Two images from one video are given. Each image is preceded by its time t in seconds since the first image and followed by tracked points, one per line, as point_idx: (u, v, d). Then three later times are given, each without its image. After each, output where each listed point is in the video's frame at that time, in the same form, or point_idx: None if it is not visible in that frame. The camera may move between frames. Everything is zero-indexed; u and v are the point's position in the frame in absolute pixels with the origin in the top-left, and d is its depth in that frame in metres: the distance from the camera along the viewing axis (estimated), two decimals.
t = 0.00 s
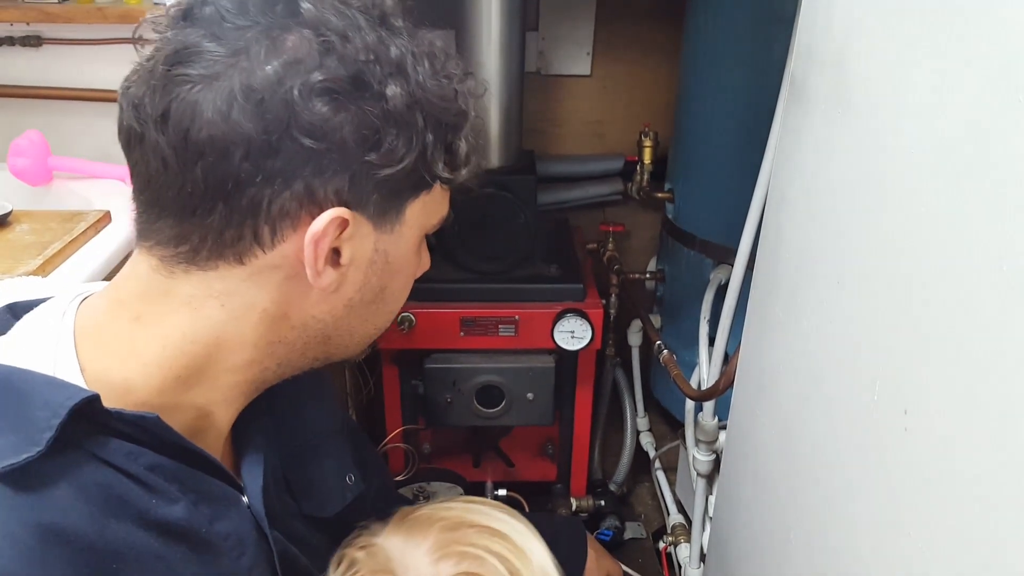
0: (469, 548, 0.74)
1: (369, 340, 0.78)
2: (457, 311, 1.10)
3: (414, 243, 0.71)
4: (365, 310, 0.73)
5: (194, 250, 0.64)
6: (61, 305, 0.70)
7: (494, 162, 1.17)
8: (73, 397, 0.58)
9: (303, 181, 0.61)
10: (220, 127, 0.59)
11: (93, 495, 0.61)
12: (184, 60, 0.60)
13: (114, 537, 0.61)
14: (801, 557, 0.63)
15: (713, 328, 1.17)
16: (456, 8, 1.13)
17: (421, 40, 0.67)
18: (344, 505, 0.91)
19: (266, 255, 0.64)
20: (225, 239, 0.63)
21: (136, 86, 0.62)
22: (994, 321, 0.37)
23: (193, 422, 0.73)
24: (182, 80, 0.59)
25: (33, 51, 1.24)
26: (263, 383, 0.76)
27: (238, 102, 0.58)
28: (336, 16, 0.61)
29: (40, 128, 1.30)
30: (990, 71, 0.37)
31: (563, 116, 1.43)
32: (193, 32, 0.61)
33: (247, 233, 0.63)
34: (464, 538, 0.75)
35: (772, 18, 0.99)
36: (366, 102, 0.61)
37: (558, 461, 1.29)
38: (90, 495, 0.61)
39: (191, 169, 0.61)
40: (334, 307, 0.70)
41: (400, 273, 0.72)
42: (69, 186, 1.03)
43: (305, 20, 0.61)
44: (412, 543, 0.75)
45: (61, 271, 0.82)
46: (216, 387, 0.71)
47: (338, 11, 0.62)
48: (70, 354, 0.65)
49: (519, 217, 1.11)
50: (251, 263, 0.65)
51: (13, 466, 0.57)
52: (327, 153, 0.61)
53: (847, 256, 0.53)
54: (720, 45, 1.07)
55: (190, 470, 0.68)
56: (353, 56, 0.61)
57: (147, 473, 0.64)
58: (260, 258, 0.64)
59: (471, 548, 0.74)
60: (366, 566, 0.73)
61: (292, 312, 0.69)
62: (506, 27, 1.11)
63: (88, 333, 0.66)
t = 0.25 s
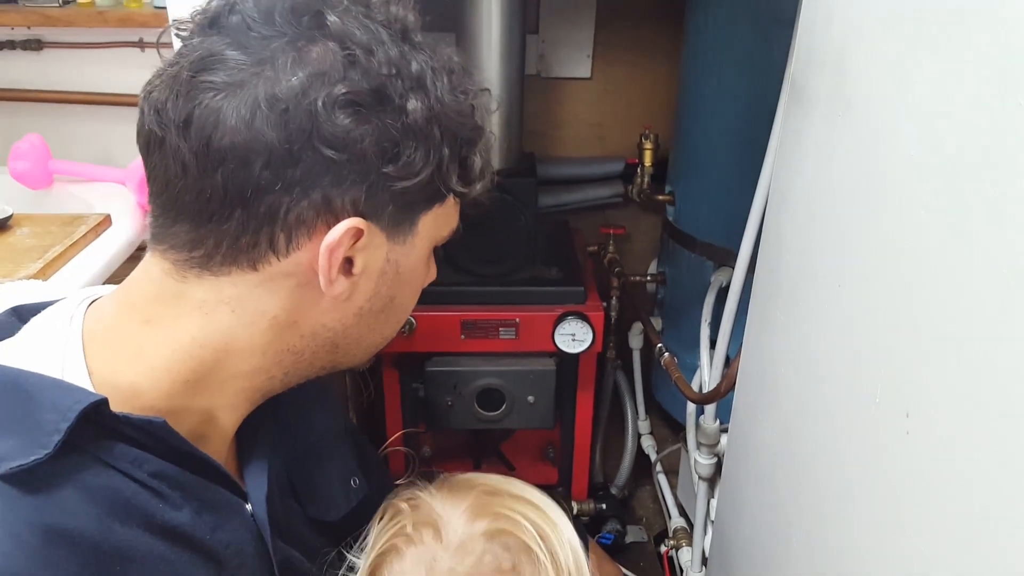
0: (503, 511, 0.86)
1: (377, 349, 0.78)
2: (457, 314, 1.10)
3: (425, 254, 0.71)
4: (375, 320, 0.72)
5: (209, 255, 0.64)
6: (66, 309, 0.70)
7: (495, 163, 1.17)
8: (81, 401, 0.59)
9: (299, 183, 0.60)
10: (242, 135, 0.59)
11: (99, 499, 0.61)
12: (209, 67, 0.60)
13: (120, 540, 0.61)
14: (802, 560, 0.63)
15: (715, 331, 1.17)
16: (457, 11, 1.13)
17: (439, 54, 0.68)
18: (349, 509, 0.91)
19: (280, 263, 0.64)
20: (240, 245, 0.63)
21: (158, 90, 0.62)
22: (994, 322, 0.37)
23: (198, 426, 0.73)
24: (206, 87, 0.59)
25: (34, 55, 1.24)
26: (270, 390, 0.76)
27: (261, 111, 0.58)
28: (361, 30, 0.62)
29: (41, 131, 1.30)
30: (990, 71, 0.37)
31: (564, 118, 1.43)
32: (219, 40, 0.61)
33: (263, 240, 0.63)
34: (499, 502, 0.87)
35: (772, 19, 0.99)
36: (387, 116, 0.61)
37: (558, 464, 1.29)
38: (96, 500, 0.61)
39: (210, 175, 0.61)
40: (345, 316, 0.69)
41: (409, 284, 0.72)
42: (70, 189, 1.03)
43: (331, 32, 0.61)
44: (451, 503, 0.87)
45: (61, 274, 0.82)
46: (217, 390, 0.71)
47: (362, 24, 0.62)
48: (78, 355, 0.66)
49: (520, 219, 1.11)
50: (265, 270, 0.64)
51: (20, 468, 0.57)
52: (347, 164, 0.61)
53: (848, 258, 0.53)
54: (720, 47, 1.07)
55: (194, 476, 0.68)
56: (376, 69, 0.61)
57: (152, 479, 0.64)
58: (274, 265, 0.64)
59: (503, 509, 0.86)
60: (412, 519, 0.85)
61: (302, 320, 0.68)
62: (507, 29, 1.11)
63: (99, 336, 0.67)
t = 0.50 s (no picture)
0: (507, 508, 0.86)
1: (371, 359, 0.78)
2: (458, 317, 1.10)
3: (418, 266, 0.71)
4: (367, 330, 0.72)
5: (202, 260, 0.64)
6: (59, 313, 0.70)
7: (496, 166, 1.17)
8: (67, 406, 0.59)
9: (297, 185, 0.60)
10: (238, 142, 0.58)
11: (86, 505, 0.62)
12: (207, 72, 0.60)
13: (106, 546, 0.62)
14: (803, 565, 0.63)
15: (715, 334, 1.17)
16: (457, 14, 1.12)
17: (442, 65, 0.68)
18: (346, 511, 0.92)
19: (272, 270, 0.64)
20: (232, 251, 0.63)
21: (155, 94, 0.62)
22: (994, 324, 0.36)
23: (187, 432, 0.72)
24: (203, 93, 0.59)
25: (34, 56, 1.24)
26: (262, 396, 0.76)
27: (258, 118, 0.58)
28: (363, 39, 0.61)
29: (41, 133, 1.30)
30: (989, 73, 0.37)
31: (564, 121, 1.43)
32: (219, 46, 0.60)
33: (255, 247, 0.62)
34: (503, 499, 0.88)
35: (774, 22, 0.98)
36: (384, 127, 0.61)
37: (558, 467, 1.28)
38: (82, 505, 0.61)
39: (205, 180, 0.61)
40: (336, 326, 0.69)
41: (402, 295, 0.72)
42: (70, 192, 1.03)
43: (331, 40, 0.61)
44: (455, 503, 0.88)
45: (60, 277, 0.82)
46: (219, 394, 0.71)
47: (363, 33, 0.62)
48: (65, 362, 0.65)
49: (521, 222, 1.11)
50: (256, 278, 0.64)
51: (5, 473, 0.57)
52: (343, 174, 0.60)
53: (849, 262, 0.53)
54: (721, 50, 1.06)
55: (181, 481, 0.68)
56: (376, 79, 0.61)
57: (139, 485, 0.65)
58: (265, 273, 0.64)
59: (506, 506, 0.87)
60: (417, 518, 0.86)
61: (293, 329, 0.68)
62: (508, 32, 1.11)
63: (89, 341, 0.67)
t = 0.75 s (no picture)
0: (522, 505, 0.86)
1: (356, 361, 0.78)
2: (456, 320, 1.09)
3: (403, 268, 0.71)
4: (353, 332, 0.72)
5: (182, 262, 0.64)
6: (45, 317, 0.70)
7: (493, 168, 1.16)
8: (51, 411, 0.59)
9: (295, 189, 0.60)
10: (215, 142, 0.58)
11: (72, 509, 0.61)
12: (184, 73, 0.60)
13: (93, 551, 0.61)
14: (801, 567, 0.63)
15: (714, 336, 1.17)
16: (455, 16, 1.12)
17: (426, 66, 0.68)
18: (343, 511, 0.91)
19: (253, 272, 0.64)
20: (212, 253, 0.63)
21: (135, 95, 0.63)
22: (992, 326, 0.36)
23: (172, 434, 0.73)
24: (181, 94, 0.59)
25: (31, 59, 1.24)
26: (247, 399, 0.76)
27: (235, 118, 0.58)
28: (342, 39, 0.61)
29: (38, 137, 1.30)
30: (988, 78, 0.37)
31: (562, 123, 1.43)
32: (197, 46, 0.61)
33: (236, 249, 0.62)
34: (519, 495, 0.87)
35: (771, 25, 0.99)
36: (364, 126, 0.61)
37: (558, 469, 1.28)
38: (69, 511, 0.61)
39: (183, 181, 0.61)
40: (320, 328, 0.69)
41: (388, 297, 0.71)
42: (67, 195, 1.02)
43: (310, 40, 0.61)
44: (471, 499, 0.87)
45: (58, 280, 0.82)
46: (204, 394, 0.71)
47: (344, 33, 0.62)
48: (50, 365, 0.65)
49: (519, 224, 1.11)
50: (237, 279, 0.64)
51: None
52: (322, 174, 0.60)
53: (847, 265, 0.53)
54: (718, 52, 1.06)
55: (169, 483, 0.69)
56: (355, 79, 0.61)
57: (127, 489, 0.65)
58: (247, 274, 0.64)
59: (522, 502, 0.86)
60: (433, 514, 0.86)
61: (276, 332, 0.68)
62: (506, 34, 1.11)
63: (72, 344, 0.67)
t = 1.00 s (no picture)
0: (533, 504, 0.86)
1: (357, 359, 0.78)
2: (455, 320, 1.09)
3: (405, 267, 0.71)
4: (355, 331, 0.72)
5: (186, 258, 0.64)
6: (47, 316, 0.70)
7: (494, 169, 1.17)
8: (54, 407, 0.59)
9: (297, 188, 0.60)
10: (221, 139, 0.58)
11: (74, 505, 0.62)
12: (192, 70, 0.60)
13: (94, 547, 0.62)
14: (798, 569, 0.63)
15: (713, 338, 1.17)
16: (457, 17, 1.13)
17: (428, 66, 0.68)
18: (341, 511, 0.91)
19: (258, 268, 0.64)
20: (216, 250, 0.63)
21: (142, 92, 0.63)
22: (991, 328, 0.37)
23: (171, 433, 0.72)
24: (188, 91, 0.60)
25: (32, 58, 1.24)
26: (248, 396, 0.76)
27: (243, 116, 0.58)
28: (348, 37, 0.62)
29: (39, 135, 1.30)
30: (988, 81, 0.37)
31: (563, 124, 1.44)
32: (204, 44, 0.61)
33: (240, 245, 0.62)
34: (530, 495, 0.88)
35: (772, 28, 0.99)
36: (369, 124, 0.61)
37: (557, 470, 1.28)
38: (70, 507, 0.61)
39: (189, 177, 0.61)
40: (323, 326, 0.69)
41: (390, 296, 0.72)
42: (67, 194, 1.02)
43: (316, 39, 0.61)
44: (483, 497, 0.88)
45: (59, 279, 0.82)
46: (205, 393, 0.71)
47: (349, 32, 0.62)
48: (54, 360, 0.66)
49: (520, 225, 1.11)
50: (242, 275, 0.64)
51: None
52: (327, 171, 0.60)
53: (846, 268, 0.53)
54: (719, 55, 1.07)
55: (170, 481, 0.69)
56: (360, 77, 0.61)
57: (127, 486, 0.65)
58: (251, 270, 0.64)
59: (533, 501, 0.87)
60: (445, 511, 0.87)
61: (280, 329, 0.68)
62: (507, 35, 1.11)
63: (77, 340, 0.67)
